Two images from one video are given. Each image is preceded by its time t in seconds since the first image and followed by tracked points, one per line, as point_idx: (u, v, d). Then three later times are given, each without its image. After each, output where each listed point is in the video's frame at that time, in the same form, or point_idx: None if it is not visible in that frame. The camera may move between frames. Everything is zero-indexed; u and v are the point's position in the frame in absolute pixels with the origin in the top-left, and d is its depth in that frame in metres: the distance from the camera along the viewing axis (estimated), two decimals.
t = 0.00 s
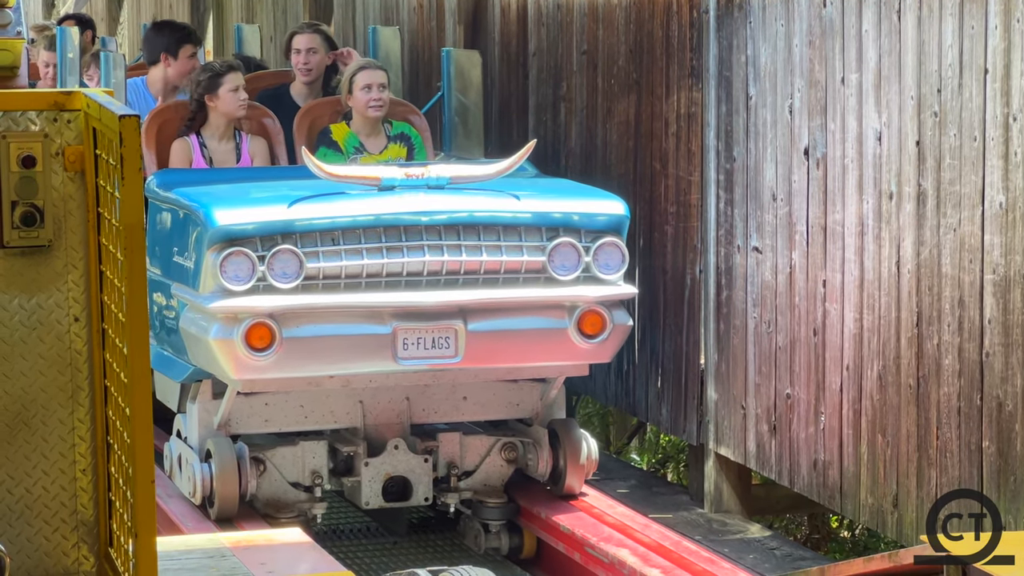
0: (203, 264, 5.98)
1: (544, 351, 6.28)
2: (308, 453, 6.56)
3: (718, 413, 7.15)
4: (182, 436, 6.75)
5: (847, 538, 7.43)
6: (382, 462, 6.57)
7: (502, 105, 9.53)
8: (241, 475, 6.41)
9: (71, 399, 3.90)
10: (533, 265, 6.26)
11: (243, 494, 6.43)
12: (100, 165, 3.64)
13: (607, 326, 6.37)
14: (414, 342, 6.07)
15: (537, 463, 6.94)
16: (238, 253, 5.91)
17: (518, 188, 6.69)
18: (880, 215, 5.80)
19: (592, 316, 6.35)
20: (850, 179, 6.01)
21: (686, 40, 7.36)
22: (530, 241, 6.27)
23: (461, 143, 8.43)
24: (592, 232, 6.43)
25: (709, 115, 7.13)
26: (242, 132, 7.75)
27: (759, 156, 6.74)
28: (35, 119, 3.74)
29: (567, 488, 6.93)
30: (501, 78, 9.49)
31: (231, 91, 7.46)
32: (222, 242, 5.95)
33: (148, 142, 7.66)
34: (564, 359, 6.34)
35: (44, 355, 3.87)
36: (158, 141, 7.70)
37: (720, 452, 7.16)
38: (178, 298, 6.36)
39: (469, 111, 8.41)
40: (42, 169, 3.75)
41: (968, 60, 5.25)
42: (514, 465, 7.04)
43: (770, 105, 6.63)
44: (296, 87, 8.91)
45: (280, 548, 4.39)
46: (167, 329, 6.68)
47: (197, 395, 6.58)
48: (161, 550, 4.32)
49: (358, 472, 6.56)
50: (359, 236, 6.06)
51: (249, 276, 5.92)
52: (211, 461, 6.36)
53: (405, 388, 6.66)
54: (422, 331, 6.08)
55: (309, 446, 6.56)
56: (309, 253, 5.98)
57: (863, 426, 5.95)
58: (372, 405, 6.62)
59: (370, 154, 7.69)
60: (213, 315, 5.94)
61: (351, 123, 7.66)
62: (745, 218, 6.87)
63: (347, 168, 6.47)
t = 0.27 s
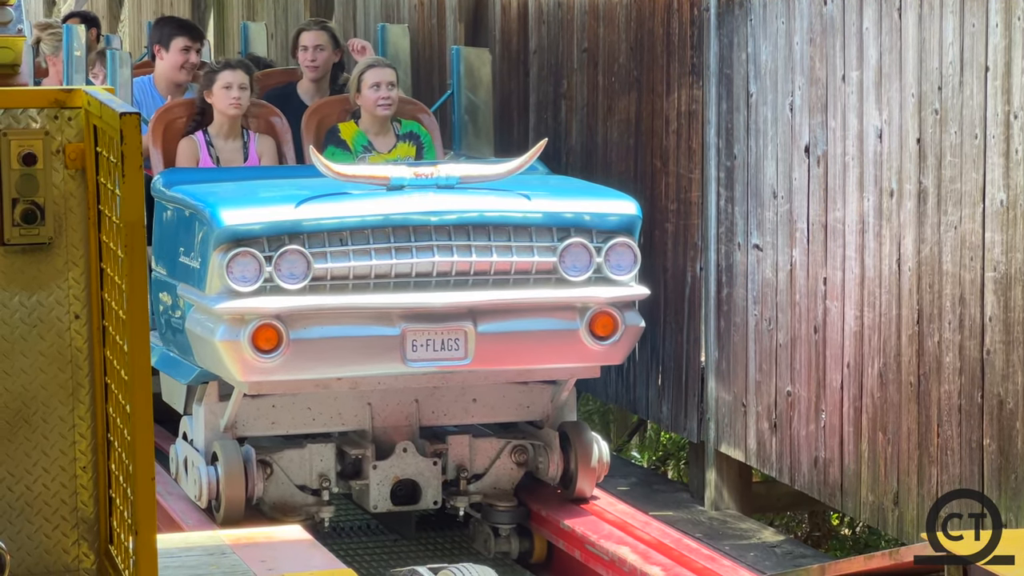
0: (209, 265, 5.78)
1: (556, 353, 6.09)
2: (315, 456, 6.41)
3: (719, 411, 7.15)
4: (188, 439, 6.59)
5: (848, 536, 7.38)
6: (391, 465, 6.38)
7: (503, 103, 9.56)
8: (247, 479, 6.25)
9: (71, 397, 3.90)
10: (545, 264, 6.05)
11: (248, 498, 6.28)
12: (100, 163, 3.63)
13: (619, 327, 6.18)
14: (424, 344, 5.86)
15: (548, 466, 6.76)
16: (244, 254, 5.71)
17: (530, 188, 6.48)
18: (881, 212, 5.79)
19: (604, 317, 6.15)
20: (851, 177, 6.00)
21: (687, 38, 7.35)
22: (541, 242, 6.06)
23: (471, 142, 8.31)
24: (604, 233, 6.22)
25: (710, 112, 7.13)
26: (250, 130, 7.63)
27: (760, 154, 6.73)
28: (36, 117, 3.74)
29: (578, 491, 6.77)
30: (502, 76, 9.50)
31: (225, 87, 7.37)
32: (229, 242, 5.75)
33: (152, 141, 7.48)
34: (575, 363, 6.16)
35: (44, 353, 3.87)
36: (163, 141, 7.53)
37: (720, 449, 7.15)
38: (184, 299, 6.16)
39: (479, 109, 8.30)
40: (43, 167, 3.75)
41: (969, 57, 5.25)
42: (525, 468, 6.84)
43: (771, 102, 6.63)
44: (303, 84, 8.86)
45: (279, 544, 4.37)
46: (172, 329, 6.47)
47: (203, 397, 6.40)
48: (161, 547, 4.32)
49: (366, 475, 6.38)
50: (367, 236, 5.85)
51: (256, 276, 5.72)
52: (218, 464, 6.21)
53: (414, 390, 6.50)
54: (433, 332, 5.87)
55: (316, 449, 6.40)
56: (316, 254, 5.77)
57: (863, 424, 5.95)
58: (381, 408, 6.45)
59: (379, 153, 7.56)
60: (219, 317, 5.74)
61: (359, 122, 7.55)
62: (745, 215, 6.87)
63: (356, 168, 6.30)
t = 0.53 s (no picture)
0: (216, 266, 5.69)
1: (564, 354, 5.98)
2: (323, 459, 6.28)
3: (719, 408, 7.15)
4: (195, 442, 6.50)
5: (849, 533, 7.35)
6: (399, 469, 6.26)
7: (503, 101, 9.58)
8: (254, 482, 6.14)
9: (72, 394, 3.80)
10: (555, 266, 5.96)
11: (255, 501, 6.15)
12: (101, 160, 3.56)
13: (631, 329, 6.09)
14: (433, 346, 5.77)
15: (559, 469, 6.64)
16: (251, 255, 5.62)
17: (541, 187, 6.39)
18: (882, 210, 5.79)
19: (615, 318, 6.07)
20: (852, 174, 6.00)
21: (687, 35, 7.35)
22: (551, 242, 5.98)
23: (481, 141, 8.13)
24: (614, 233, 6.13)
25: (711, 110, 7.13)
26: (257, 129, 7.39)
27: (761, 151, 6.73)
28: (37, 113, 3.65)
29: (590, 495, 6.61)
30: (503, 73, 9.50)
31: (227, 86, 7.18)
32: (237, 242, 5.66)
33: (161, 143, 7.21)
34: (585, 364, 6.06)
35: (44, 350, 3.78)
36: (172, 142, 7.28)
37: (720, 447, 7.16)
38: (190, 300, 6.07)
39: (489, 109, 8.11)
40: (44, 164, 3.66)
41: (969, 55, 5.24)
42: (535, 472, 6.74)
43: (771, 100, 6.63)
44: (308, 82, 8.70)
45: (277, 540, 4.39)
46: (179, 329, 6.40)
47: (210, 400, 6.31)
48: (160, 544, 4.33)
49: (375, 479, 6.26)
50: (376, 236, 5.76)
51: (263, 277, 5.63)
52: (224, 466, 6.11)
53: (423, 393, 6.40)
54: (441, 334, 5.78)
55: (324, 451, 6.27)
56: (325, 254, 5.69)
57: (864, 421, 5.95)
58: (390, 411, 6.35)
59: (388, 153, 7.42)
60: (226, 318, 5.66)
61: (369, 120, 7.41)
62: (746, 213, 6.87)
63: (365, 167, 6.14)
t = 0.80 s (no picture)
0: (222, 266, 5.29)
1: (580, 356, 5.55)
2: (331, 463, 5.88)
3: (719, 406, 7.16)
4: (201, 443, 6.16)
5: (849, 531, 7.38)
6: (408, 473, 5.85)
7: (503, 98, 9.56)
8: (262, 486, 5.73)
9: (73, 391, 3.78)
10: (569, 265, 5.52)
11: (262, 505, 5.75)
12: (101, 157, 3.55)
13: (644, 331, 5.63)
14: (443, 346, 5.35)
15: (570, 473, 6.25)
16: (258, 255, 5.21)
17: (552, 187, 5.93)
18: (882, 207, 5.79)
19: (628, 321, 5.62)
20: (852, 172, 6.00)
21: (688, 32, 7.35)
22: (564, 242, 5.54)
23: (491, 140, 7.73)
24: (627, 233, 5.69)
25: (711, 107, 7.14)
26: (264, 127, 7.02)
27: (761, 149, 6.73)
28: (37, 110, 3.65)
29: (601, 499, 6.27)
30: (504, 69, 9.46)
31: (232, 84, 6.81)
32: (241, 243, 5.24)
33: (167, 141, 6.92)
34: (597, 367, 5.62)
35: (45, 347, 3.76)
36: (179, 139, 6.96)
37: (721, 444, 7.16)
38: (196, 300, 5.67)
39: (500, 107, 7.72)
40: (45, 161, 3.66)
41: (969, 52, 5.24)
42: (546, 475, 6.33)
43: (772, 97, 6.63)
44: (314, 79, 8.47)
45: (277, 538, 4.38)
46: (184, 330, 6.02)
47: (216, 402, 5.90)
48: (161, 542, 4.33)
49: (383, 482, 5.87)
50: (385, 237, 5.34)
51: (271, 278, 5.22)
52: (231, 470, 5.72)
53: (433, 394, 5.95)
54: (451, 335, 5.35)
55: (332, 455, 5.88)
56: (332, 255, 5.27)
57: (864, 419, 5.95)
58: (399, 412, 5.91)
59: (398, 151, 7.03)
60: (233, 320, 5.25)
61: (377, 119, 7.02)
62: (746, 210, 6.87)
63: (373, 164, 5.73)
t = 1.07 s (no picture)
0: (229, 268, 5.18)
1: (591, 357, 5.43)
2: (339, 466, 5.75)
3: (720, 403, 7.16)
4: (208, 447, 6.01)
5: (849, 528, 7.37)
6: (417, 477, 5.74)
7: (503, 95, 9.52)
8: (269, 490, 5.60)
9: (73, 389, 3.72)
10: (580, 267, 5.39)
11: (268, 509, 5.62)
12: (102, 155, 3.51)
13: (656, 333, 5.51)
14: (453, 349, 5.25)
15: (581, 477, 6.10)
16: (266, 256, 5.10)
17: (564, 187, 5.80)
18: (882, 204, 5.79)
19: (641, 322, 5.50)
20: (852, 168, 6.00)
21: (688, 30, 7.35)
22: (576, 243, 5.42)
23: (501, 138, 7.65)
24: (639, 233, 5.56)
25: (712, 104, 7.14)
26: (272, 125, 6.91)
27: (761, 146, 6.73)
28: (37, 107, 3.58)
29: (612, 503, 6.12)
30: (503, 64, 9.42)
31: (239, 82, 6.73)
32: (249, 244, 5.14)
33: (174, 141, 6.80)
34: (608, 369, 5.48)
35: (45, 345, 3.70)
36: (185, 139, 6.85)
37: (721, 441, 7.17)
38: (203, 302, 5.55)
39: (510, 104, 7.64)
40: (45, 159, 3.60)
41: (969, 49, 5.24)
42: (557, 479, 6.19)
43: (772, 93, 6.63)
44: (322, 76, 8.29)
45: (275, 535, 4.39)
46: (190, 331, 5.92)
47: (223, 404, 5.76)
48: (162, 539, 4.32)
49: (392, 486, 5.74)
50: (395, 237, 5.23)
51: (278, 279, 5.11)
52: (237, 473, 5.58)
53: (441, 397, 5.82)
54: (462, 336, 5.25)
55: (340, 458, 5.75)
56: (341, 255, 5.16)
57: (864, 416, 5.95)
58: (409, 416, 5.78)
59: (405, 149, 6.96)
60: (240, 321, 5.15)
61: (386, 117, 6.95)
62: (746, 207, 6.88)
63: (382, 164, 5.64)
